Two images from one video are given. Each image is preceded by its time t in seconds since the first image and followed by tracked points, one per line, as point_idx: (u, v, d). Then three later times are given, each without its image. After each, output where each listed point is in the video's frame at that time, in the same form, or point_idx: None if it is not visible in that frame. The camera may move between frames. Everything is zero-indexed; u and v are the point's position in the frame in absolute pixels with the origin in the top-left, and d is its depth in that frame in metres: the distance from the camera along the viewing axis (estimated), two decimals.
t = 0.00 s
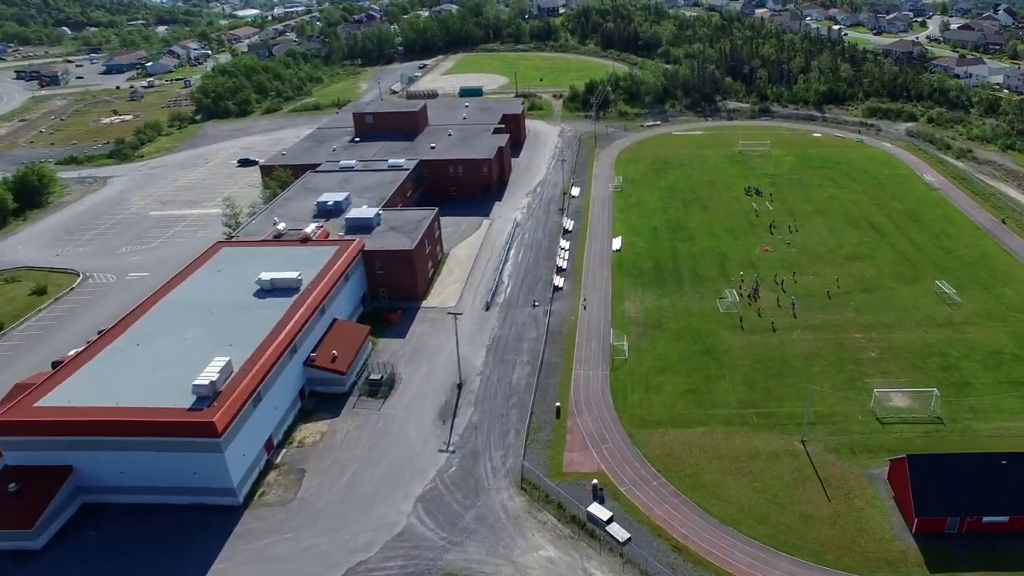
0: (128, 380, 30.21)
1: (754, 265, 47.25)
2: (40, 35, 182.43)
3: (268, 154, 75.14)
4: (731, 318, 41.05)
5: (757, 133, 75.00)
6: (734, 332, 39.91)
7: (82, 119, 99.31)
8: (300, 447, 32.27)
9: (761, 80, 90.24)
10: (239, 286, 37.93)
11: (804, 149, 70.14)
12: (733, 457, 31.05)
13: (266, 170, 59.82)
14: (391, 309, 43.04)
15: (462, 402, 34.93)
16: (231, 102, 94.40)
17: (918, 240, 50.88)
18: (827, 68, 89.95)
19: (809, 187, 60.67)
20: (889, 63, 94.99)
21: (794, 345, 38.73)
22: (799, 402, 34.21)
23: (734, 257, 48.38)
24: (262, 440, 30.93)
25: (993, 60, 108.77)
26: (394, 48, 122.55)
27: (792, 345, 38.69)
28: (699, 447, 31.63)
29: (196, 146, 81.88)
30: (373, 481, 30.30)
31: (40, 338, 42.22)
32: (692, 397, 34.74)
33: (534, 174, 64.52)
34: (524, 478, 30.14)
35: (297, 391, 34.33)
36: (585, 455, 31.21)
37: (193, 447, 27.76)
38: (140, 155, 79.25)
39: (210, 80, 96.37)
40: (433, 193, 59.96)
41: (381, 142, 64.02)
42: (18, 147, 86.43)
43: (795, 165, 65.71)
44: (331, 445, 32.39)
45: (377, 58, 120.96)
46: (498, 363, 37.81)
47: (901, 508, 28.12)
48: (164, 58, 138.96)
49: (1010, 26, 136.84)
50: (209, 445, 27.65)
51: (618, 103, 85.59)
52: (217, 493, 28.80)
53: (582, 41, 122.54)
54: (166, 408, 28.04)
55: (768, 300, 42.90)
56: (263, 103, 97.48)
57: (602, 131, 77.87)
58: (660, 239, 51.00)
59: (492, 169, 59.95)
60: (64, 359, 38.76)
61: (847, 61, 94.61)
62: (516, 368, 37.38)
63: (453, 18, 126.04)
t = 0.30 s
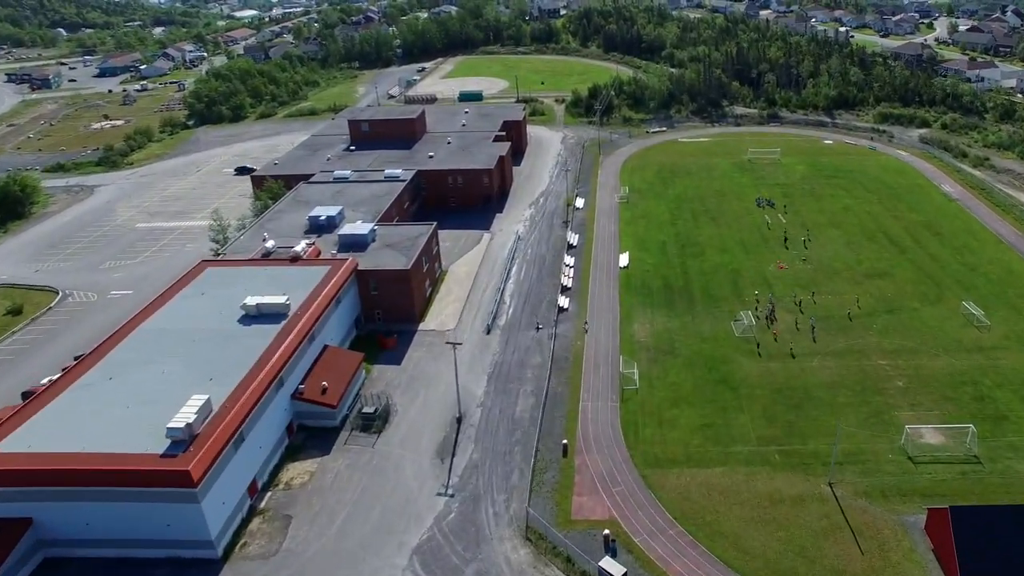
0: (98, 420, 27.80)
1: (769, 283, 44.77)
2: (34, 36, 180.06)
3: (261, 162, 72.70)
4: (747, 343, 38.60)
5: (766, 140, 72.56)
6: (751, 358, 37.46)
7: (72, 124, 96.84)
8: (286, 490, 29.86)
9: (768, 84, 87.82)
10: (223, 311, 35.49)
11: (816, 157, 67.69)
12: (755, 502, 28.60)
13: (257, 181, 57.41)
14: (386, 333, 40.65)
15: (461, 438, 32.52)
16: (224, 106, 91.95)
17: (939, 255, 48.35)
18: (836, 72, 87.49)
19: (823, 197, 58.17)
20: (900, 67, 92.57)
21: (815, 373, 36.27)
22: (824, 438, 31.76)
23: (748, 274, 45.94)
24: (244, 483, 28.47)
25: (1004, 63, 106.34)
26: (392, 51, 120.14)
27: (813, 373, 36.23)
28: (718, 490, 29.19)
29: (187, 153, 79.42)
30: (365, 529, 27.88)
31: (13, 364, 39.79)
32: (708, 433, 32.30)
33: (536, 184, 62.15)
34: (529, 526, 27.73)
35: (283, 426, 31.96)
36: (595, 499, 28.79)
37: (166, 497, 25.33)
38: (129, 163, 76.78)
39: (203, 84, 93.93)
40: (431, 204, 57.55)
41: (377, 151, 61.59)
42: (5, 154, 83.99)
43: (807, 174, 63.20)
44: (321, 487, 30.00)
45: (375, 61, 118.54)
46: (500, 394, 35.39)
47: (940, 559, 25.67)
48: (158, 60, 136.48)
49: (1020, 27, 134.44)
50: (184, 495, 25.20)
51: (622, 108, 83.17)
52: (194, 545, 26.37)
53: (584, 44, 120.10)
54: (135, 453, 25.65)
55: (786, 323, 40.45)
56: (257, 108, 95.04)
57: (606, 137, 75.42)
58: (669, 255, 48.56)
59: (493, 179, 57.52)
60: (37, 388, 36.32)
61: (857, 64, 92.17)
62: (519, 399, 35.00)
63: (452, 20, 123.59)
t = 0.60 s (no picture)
0: (63, 464, 25.49)
1: (784, 302, 42.51)
2: (28, 38, 177.91)
3: (253, 170, 70.53)
4: (763, 370, 36.38)
5: (774, 148, 70.36)
6: (768, 387, 35.21)
7: (61, 129, 94.57)
8: (270, 538, 27.60)
9: (775, 89, 85.61)
10: (205, 337, 33.21)
11: (827, 165, 65.44)
12: (778, 552, 26.35)
13: (247, 192, 55.18)
14: (380, 358, 38.42)
15: (460, 478, 30.28)
16: (217, 111, 89.74)
17: (961, 272, 46.00)
18: (845, 76, 85.30)
19: (836, 209, 55.89)
20: (909, 71, 90.38)
21: (837, 403, 34.03)
22: (850, 478, 29.50)
23: (761, 292, 43.68)
24: (225, 533, 26.21)
25: (1014, 66, 104.07)
26: (390, 54, 117.96)
27: (835, 403, 33.99)
28: (738, 537, 26.94)
29: (178, 160, 77.18)
30: None
31: None
32: (725, 471, 30.05)
33: (537, 195, 59.90)
34: None
35: (269, 465, 29.69)
36: (605, 549, 26.55)
37: (136, 554, 23.05)
38: (117, 170, 74.54)
39: (195, 88, 91.70)
40: (429, 216, 55.33)
41: (373, 160, 59.34)
42: None
43: (819, 184, 60.95)
44: (307, 533, 27.74)
45: (372, 64, 116.35)
46: (501, 427, 33.12)
47: None
48: (153, 63, 134.20)
49: None
50: (155, 552, 22.91)
51: (625, 114, 80.98)
52: None
53: (586, 46, 117.89)
54: (100, 507, 23.36)
55: (803, 348, 38.21)
56: (251, 113, 92.81)
57: (609, 144, 73.19)
58: (679, 272, 46.29)
59: (492, 190, 55.29)
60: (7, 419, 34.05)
61: (865, 68, 89.95)
62: (522, 433, 32.76)
63: (451, 23, 121.38)
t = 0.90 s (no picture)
0: (10, 526, 22.91)
1: (801, 327, 40.09)
2: (20, 41, 175.42)
3: (243, 181, 68.10)
4: (781, 404, 33.96)
5: (783, 156, 67.99)
6: (787, 423, 32.79)
7: (49, 136, 92.08)
8: None
9: (782, 94, 83.25)
10: (180, 373, 30.73)
11: (838, 175, 63.05)
12: None
13: (234, 207, 52.78)
14: (371, 390, 36.00)
15: (456, 528, 27.87)
16: (208, 118, 87.29)
17: (986, 291, 43.52)
18: (853, 81, 82.97)
19: (850, 222, 53.45)
20: (920, 75, 88.03)
21: (861, 441, 31.63)
22: (880, 529, 27.09)
23: (776, 315, 41.25)
24: None
25: None
26: (387, 58, 115.53)
27: (858, 441, 31.62)
28: None
29: (166, 169, 74.74)
30: None
31: None
32: (743, 521, 27.65)
33: (538, 207, 57.54)
34: None
35: (248, 515, 27.34)
36: None
37: None
38: (103, 180, 72.08)
39: (186, 94, 89.24)
40: (424, 231, 52.94)
41: (366, 172, 56.92)
42: None
43: (831, 196, 58.51)
44: None
45: (369, 68, 113.89)
46: (501, 469, 30.71)
47: None
48: (145, 67, 131.67)
49: None
50: None
51: (628, 120, 78.58)
52: None
53: (586, 49, 115.51)
54: None
55: (823, 378, 35.82)
56: (243, 119, 90.37)
57: (612, 152, 70.83)
58: (687, 292, 43.88)
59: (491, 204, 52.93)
60: None
61: (874, 72, 87.58)
62: (523, 476, 30.39)
63: (449, 25, 118.92)
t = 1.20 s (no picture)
0: None
1: (816, 353, 37.68)
2: (9, 44, 172.66)
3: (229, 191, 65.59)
4: (799, 441, 31.52)
5: (790, 165, 65.62)
6: (806, 463, 30.34)
7: (33, 143, 89.49)
8: None
9: (787, 99, 80.91)
10: (148, 413, 28.23)
11: (848, 185, 60.69)
12: None
13: (217, 222, 50.33)
14: (358, 425, 33.55)
15: None
16: (196, 124, 84.74)
17: (1010, 312, 41.07)
18: (861, 85, 80.61)
19: (863, 237, 51.04)
20: (928, 79, 85.72)
21: (886, 484, 29.21)
22: None
23: (789, 340, 38.83)
24: None
25: None
26: (381, 61, 113.00)
27: (884, 484, 29.20)
28: None
29: (152, 178, 72.19)
30: None
31: None
32: None
33: (536, 220, 55.13)
34: None
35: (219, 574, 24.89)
36: None
37: None
38: (85, 190, 69.52)
39: (173, 100, 86.67)
40: (417, 246, 50.52)
41: (356, 184, 54.47)
42: None
43: (842, 207, 56.13)
44: None
45: (363, 72, 111.33)
46: (497, 516, 28.26)
47: None
48: (135, 70, 129.04)
49: None
50: None
51: (629, 126, 76.14)
52: None
53: (585, 52, 113.05)
54: None
55: (842, 411, 33.40)
56: (233, 125, 87.85)
57: (613, 160, 68.43)
58: (695, 314, 41.46)
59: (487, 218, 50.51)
60: None
61: (881, 75, 85.18)
62: (521, 524, 27.94)
63: (445, 28, 116.34)
